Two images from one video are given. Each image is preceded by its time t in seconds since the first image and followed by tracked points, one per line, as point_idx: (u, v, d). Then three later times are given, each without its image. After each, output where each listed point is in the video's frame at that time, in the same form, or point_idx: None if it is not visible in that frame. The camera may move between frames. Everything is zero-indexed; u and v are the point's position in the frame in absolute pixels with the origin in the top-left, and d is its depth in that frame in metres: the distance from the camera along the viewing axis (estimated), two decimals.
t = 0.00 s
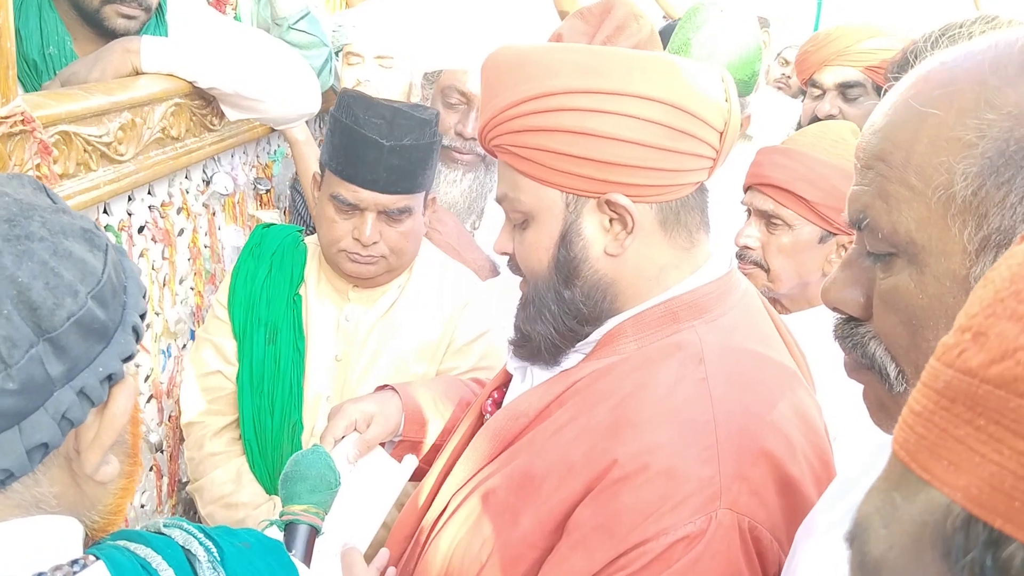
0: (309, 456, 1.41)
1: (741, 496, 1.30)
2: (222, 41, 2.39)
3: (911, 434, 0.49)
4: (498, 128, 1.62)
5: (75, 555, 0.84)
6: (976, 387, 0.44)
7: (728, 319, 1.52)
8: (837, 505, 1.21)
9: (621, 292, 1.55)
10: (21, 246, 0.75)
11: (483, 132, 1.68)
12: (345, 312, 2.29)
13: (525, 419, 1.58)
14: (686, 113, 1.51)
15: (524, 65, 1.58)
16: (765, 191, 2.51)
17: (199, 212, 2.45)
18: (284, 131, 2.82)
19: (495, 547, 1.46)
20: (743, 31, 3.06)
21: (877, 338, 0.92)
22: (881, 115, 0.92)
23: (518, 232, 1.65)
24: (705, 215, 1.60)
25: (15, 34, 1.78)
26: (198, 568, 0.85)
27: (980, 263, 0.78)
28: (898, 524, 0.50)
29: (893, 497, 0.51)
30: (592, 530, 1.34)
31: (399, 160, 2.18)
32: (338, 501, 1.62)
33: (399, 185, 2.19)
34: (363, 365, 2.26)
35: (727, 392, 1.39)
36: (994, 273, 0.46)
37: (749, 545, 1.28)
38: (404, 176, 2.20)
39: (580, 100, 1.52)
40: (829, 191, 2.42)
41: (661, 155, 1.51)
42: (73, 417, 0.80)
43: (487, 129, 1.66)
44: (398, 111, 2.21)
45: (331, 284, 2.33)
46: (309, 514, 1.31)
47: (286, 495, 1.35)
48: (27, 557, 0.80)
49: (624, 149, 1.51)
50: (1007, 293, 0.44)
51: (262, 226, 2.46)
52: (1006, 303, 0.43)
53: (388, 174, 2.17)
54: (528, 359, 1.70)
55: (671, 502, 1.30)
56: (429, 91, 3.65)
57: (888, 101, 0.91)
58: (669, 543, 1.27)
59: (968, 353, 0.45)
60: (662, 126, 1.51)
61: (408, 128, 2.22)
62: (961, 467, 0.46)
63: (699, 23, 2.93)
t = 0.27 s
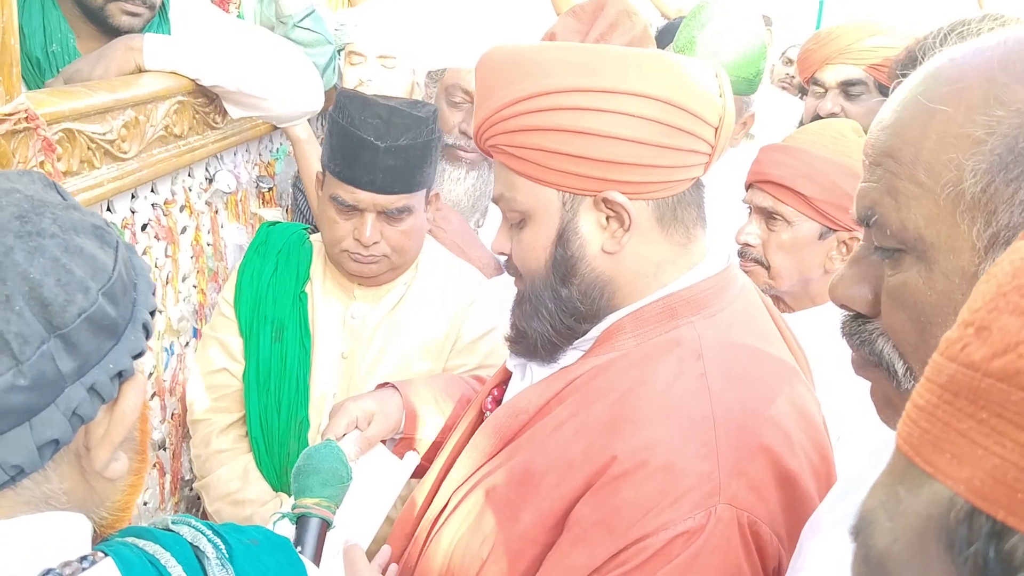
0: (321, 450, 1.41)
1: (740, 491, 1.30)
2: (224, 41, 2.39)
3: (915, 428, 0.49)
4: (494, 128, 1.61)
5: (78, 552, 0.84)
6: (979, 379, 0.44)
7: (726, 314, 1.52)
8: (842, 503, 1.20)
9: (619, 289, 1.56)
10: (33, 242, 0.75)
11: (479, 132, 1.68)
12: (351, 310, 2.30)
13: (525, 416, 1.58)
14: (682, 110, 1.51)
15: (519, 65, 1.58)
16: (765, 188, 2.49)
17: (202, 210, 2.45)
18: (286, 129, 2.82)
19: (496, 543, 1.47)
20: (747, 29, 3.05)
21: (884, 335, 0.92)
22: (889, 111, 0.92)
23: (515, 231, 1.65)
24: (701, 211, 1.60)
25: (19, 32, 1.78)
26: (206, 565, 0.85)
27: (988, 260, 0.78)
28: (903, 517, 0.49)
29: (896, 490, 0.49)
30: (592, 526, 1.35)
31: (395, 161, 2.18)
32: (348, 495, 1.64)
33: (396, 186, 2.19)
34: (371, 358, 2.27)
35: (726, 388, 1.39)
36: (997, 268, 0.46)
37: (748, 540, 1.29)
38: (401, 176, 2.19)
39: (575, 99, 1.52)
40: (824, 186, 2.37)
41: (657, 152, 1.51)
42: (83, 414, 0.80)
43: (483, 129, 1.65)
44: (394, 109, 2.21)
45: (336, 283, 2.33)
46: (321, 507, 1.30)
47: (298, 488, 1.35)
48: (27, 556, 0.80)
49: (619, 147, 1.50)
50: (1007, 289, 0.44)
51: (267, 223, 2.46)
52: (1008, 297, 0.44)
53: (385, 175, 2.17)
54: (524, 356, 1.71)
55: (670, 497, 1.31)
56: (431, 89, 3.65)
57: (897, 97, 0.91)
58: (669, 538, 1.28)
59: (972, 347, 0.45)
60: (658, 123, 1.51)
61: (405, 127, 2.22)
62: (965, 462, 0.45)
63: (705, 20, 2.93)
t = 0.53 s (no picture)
0: (329, 446, 1.40)
1: (739, 487, 1.30)
2: (227, 40, 2.38)
3: (919, 428, 0.49)
4: (489, 128, 1.61)
5: (80, 552, 0.83)
6: (984, 379, 0.44)
7: (723, 310, 1.52)
8: (846, 503, 1.20)
9: (615, 288, 1.56)
10: (40, 243, 0.75)
11: (475, 132, 1.68)
12: (356, 309, 2.30)
13: (524, 415, 1.58)
14: (677, 109, 1.51)
15: (514, 65, 1.58)
16: (768, 186, 2.47)
17: (205, 209, 2.45)
18: (289, 128, 2.82)
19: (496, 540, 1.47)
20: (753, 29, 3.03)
21: (891, 335, 0.92)
22: (896, 111, 0.92)
23: (512, 230, 1.64)
24: (696, 209, 1.60)
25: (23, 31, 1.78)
26: (211, 564, 0.85)
27: (994, 260, 0.77)
28: (909, 516, 0.49)
29: (902, 489, 0.49)
30: (591, 523, 1.35)
31: (396, 166, 2.17)
32: (356, 492, 1.69)
33: (399, 190, 2.18)
34: (377, 359, 2.27)
35: (724, 384, 1.39)
36: (1004, 268, 0.46)
37: (746, 535, 1.29)
38: (403, 181, 2.19)
39: (571, 99, 1.52)
40: (828, 185, 2.36)
41: (652, 152, 1.51)
42: (89, 413, 0.80)
43: (479, 129, 1.65)
44: (395, 113, 2.22)
45: (342, 283, 2.33)
46: (329, 503, 1.30)
47: (306, 484, 1.35)
48: (28, 556, 0.79)
49: (615, 146, 1.50)
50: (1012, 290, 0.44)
51: (273, 223, 2.47)
52: (1014, 297, 0.43)
53: (387, 180, 2.16)
54: (527, 357, 1.71)
55: (669, 494, 1.31)
56: (436, 88, 3.54)
57: (904, 97, 0.91)
58: (668, 534, 1.28)
59: (979, 347, 0.45)
60: (653, 122, 1.50)
61: (406, 131, 2.22)
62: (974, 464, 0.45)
63: (710, 19, 2.97)
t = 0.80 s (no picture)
0: (332, 445, 1.38)
1: (742, 482, 1.30)
2: (231, 39, 2.38)
3: (925, 428, 0.48)
4: (492, 124, 1.61)
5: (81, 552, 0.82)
6: (991, 378, 0.44)
7: (723, 308, 1.51)
8: (851, 505, 1.20)
9: (618, 285, 1.55)
10: (43, 241, 0.75)
11: (477, 128, 1.67)
12: (361, 308, 2.30)
13: (525, 411, 1.57)
14: (681, 106, 1.51)
15: (517, 62, 1.57)
16: (771, 185, 2.47)
17: (208, 208, 2.45)
18: (292, 127, 2.81)
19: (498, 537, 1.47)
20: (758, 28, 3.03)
21: (897, 333, 0.92)
22: (903, 109, 0.91)
23: (514, 227, 1.64)
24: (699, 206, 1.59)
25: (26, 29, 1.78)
26: (214, 562, 0.85)
27: (1002, 258, 0.76)
28: (913, 516, 0.48)
29: (908, 488, 0.49)
30: (593, 518, 1.35)
31: (403, 166, 2.17)
32: (358, 492, 1.74)
33: (405, 190, 2.18)
34: (382, 358, 2.27)
35: (726, 380, 1.38)
36: (1008, 268, 0.45)
37: (749, 529, 1.28)
38: (410, 181, 2.19)
39: (574, 96, 1.51)
40: (833, 184, 2.35)
41: (656, 148, 1.50)
42: (92, 412, 0.80)
43: (481, 125, 1.65)
44: (401, 113, 2.20)
45: (347, 282, 2.33)
46: (331, 502, 1.30)
47: (308, 483, 1.34)
48: (28, 556, 0.79)
49: (618, 143, 1.50)
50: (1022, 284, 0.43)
51: (277, 222, 2.47)
52: (1018, 297, 0.43)
53: (394, 180, 2.16)
54: (530, 355, 1.71)
55: (671, 489, 1.30)
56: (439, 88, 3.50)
57: (911, 95, 0.91)
58: (671, 528, 1.27)
59: (983, 347, 0.44)
60: (657, 119, 1.50)
61: (413, 131, 2.21)
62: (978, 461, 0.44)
63: (717, 17, 2.98)
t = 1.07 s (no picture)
0: (339, 441, 1.38)
1: (746, 480, 1.30)
2: (234, 37, 2.38)
3: (928, 421, 0.48)
4: (500, 117, 1.61)
5: (80, 552, 0.82)
6: (993, 372, 0.43)
7: (729, 305, 1.51)
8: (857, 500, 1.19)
9: (622, 280, 1.55)
10: (49, 237, 0.75)
11: (485, 121, 1.67)
12: (366, 307, 2.30)
13: (529, 407, 1.57)
14: (690, 102, 1.51)
15: (526, 55, 1.57)
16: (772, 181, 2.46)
17: (211, 206, 2.45)
18: (295, 125, 2.81)
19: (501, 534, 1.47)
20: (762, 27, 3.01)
21: (903, 330, 0.92)
22: (909, 105, 0.91)
23: (521, 221, 1.64)
24: (705, 203, 1.59)
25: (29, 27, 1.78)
26: (219, 559, 0.85)
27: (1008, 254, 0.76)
28: (917, 506, 0.48)
29: (911, 480, 0.49)
30: (598, 515, 1.35)
31: (412, 165, 2.16)
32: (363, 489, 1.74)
33: (414, 189, 2.18)
34: (387, 356, 2.27)
35: (731, 377, 1.38)
36: (1009, 261, 0.45)
37: (752, 526, 1.28)
38: (419, 180, 2.18)
39: (583, 90, 1.51)
40: (834, 181, 2.34)
41: (664, 144, 1.50)
42: (98, 408, 0.80)
43: (489, 118, 1.65)
44: (411, 112, 2.20)
45: (351, 280, 2.33)
46: (337, 498, 1.30)
47: (315, 479, 1.34)
48: (27, 556, 0.78)
49: (628, 139, 1.50)
50: None
51: (281, 220, 2.46)
52: (1019, 289, 0.43)
53: (404, 179, 2.16)
54: (528, 346, 1.70)
55: (675, 485, 1.30)
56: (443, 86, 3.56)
57: (917, 91, 0.90)
58: (675, 525, 1.27)
59: (984, 340, 0.44)
60: (666, 115, 1.50)
61: (422, 130, 2.21)
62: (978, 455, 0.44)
63: (723, 15, 2.97)
